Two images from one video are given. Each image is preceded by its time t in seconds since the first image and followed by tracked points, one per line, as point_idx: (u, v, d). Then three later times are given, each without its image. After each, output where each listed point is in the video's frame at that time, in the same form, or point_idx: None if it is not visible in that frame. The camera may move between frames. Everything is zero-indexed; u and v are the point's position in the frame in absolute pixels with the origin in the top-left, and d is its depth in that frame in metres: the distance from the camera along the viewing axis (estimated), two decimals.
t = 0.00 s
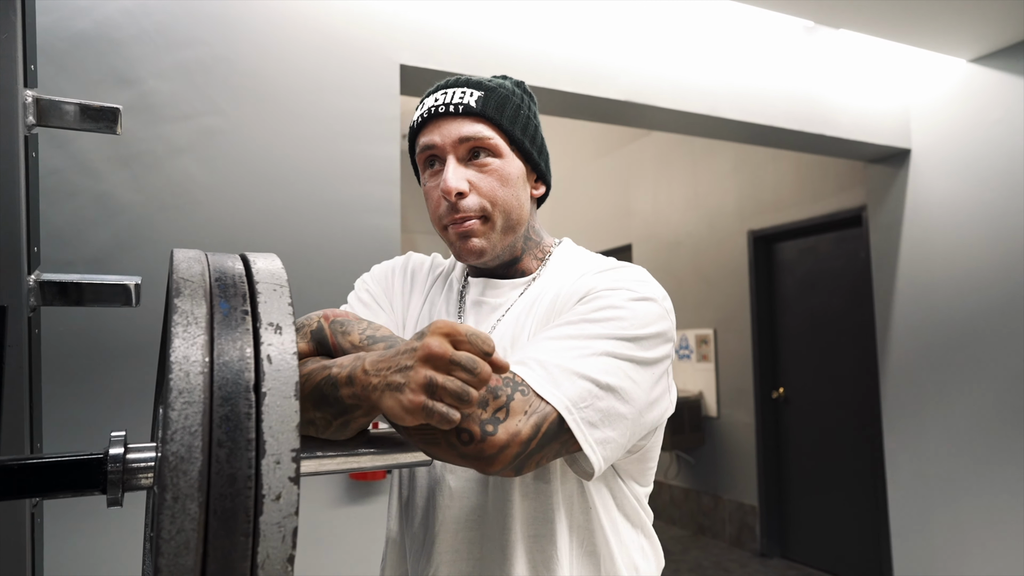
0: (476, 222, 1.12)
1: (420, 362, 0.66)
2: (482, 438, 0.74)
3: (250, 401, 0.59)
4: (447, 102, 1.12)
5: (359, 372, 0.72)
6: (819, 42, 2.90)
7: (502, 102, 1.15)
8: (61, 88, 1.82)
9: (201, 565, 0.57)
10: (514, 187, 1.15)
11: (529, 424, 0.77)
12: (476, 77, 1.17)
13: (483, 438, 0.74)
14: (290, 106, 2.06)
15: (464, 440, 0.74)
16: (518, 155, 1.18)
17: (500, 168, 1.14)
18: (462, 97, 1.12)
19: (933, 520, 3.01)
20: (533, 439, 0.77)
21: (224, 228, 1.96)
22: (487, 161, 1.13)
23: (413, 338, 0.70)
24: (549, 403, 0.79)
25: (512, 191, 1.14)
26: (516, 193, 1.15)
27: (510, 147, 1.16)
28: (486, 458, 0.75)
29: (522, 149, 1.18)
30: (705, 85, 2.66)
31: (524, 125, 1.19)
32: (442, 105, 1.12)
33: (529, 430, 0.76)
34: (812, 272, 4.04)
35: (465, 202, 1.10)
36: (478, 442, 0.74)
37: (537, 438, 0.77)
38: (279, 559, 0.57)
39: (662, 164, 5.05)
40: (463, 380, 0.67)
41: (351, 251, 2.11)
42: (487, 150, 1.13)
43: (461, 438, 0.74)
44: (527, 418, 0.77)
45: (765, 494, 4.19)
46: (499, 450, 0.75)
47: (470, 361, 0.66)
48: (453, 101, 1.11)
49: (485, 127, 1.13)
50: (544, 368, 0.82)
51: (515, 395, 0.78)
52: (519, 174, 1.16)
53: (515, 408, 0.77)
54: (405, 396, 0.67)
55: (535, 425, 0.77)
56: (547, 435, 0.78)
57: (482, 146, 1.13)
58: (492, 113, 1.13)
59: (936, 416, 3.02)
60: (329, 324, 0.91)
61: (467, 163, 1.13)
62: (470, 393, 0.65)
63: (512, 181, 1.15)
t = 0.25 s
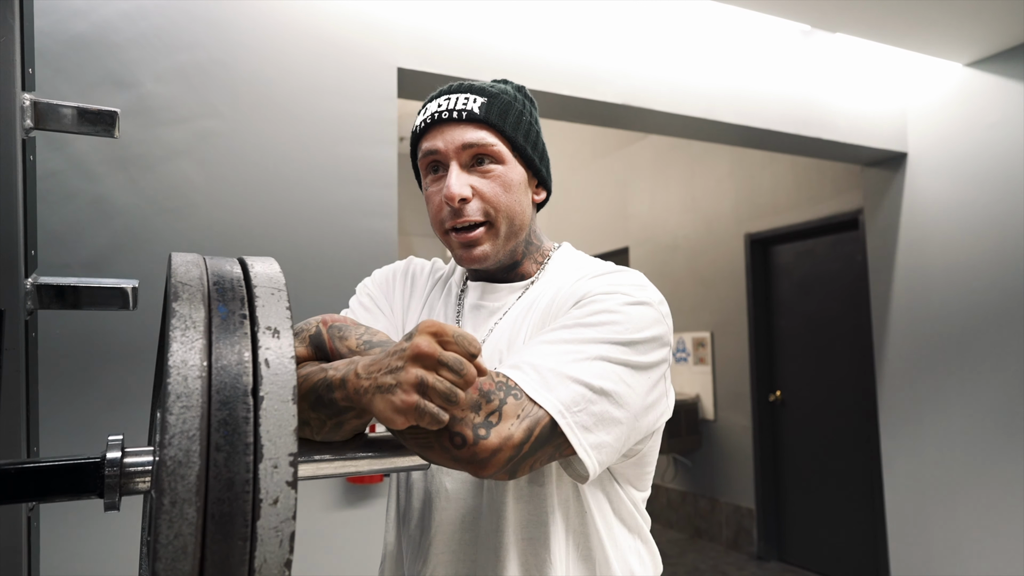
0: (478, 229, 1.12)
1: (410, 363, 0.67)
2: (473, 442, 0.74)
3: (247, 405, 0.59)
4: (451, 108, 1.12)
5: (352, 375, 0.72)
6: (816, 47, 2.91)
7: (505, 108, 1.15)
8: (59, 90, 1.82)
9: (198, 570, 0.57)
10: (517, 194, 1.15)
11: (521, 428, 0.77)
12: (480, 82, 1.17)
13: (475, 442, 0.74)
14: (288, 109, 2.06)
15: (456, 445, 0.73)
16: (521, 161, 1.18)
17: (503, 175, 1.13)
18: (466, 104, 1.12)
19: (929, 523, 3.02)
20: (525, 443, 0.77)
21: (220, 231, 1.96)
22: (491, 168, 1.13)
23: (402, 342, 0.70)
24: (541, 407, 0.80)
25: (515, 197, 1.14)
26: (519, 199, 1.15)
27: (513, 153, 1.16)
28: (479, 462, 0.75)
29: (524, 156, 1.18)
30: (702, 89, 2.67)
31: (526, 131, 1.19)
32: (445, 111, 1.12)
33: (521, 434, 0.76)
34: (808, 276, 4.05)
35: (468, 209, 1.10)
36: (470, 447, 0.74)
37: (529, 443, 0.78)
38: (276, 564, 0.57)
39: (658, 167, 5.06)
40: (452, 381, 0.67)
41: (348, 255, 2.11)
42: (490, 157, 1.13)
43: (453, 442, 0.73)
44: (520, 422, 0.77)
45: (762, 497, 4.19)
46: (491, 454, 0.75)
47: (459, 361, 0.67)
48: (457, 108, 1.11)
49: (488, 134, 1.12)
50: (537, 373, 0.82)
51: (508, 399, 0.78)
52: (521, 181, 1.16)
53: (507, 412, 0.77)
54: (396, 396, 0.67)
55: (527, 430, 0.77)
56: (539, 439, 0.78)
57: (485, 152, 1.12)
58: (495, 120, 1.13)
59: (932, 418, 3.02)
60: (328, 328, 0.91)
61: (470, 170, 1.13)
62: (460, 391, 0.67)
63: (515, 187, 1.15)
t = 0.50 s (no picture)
0: (482, 230, 1.11)
1: (417, 374, 0.67)
2: (478, 442, 0.74)
3: (250, 406, 0.59)
4: (453, 110, 1.12)
5: (353, 383, 0.72)
6: (815, 48, 2.92)
7: (508, 110, 1.14)
8: (59, 91, 1.81)
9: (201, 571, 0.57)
10: (520, 196, 1.15)
11: (525, 427, 0.77)
12: (482, 85, 1.17)
13: (479, 442, 0.74)
14: (288, 110, 2.06)
15: (460, 445, 0.73)
16: (523, 162, 1.18)
17: (506, 177, 1.13)
18: (469, 106, 1.12)
19: (929, 524, 3.02)
20: (528, 443, 0.77)
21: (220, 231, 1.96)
22: (494, 170, 1.13)
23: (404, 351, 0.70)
24: (545, 407, 0.79)
25: (518, 199, 1.14)
26: (522, 201, 1.15)
27: (516, 155, 1.16)
28: (483, 462, 0.74)
29: (527, 157, 1.18)
30: (702, 90, 2.67)
31: (529, 133, 1.19)
32: (448, 113, 1.12)
33: (525, 434, 0.77)
34: (808, 277, 4.05)
35: (471, 211, 1.10)
36: (474, 447, 0.74)
37: (532, 443, 0.78)
38: (279, 565, 0.57)
39: (658, 168, 5.06)
40: (457, 393, 0.68)
41: (349, 255, 2.11)
42: (493, 159, 1.13)
43: (457, 442, 0.73)
44: (523, 421, 0.77)
45: (762, 498, 4.19)
46: (495, 454, 0.75)
47: (465, 374, 0.68)
48: (459, 110, 1.11)
49: (491, 136, 1.12)
50: (540, 373, 0.82)
51: (511, 399, 0.78)
52: (524, 183, 1.16)
53: (510, 412, 0.77)
54: (402, 408, 0.67)
55: (530, 429, 0.77)
56: (542, 439, 0.78)
57: (489, 155, 1.12)
58: (499, 121, 1.13)
59: (932, 419, 3.03)
60: (327, 329, 0.91)
61: (473, 172, 1.13)
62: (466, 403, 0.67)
63: (518, 189, 1.15)
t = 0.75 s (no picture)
0: (488, 228, 1.11)
1: (423, 385, 0.67)
2: (486, 445, 0.73)
3: (253, 406, 0.59)
4: (461, 108, 1.11)
5: (359, 389, 0.71)
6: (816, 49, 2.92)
7: (516, 108, 1.14)
8: (58, 89, 1.81)
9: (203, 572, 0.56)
10: (526, 195, 1.14)
11: (533, 431, 0.77)
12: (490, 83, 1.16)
13: (487, 445, 0.73)
14: (288, 110, 2.06)
15: (468, 448, 0.72)
16: (530, 161, 1.18)
17: (513, 176, 1.13)
18: (477, 104, 1.11)
19: (928, 525, 3.02)
20: (536, 446, 0.77)
21: (219, 231, 1.95)
22: (501, 169, 1.13)
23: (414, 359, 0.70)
24: (553, 410, 0.79)
25: (525, 198, 1.14)
26: (528, 200, 1.15)
27: (523, 154, 1.16)
28: (490, 465, 0.74)
29: (533, 157, 1.18)
30: (703, 91, 2.67)
31: (536, 132, 1.19)
32: (456, 111, 1.11)
33: (533, 437, 0.76)
34: (808, 278, 4.05)
35: (479, 209, 1.09)
36: (483, 450, 0.73)
37: (540, 446, 0.77)
38: (282, 566, 0.57)
39: (658, 169, 5.05)
40: (462, 406, 0.68)
41: (349, 255, 2.10)
42: (501, 158, 1.13)
43: (466, 445, 0.72)
44: (531, 425, 0.77)
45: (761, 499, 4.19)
46: (503, 457, 0.74)
47: (471, 387, 0.68)
48: (468, 108, 1.11)
49: (499, 135, 1.12)
50: (548, 376, 0.82)
51: (519, 402, 0.77)
52: (530, 181, 1.16)
53: (518, 415, 0.76)
54: (405, 419, 0.67)
55: (538, 433, 0.77)
56: (550, 442, 0.78)
57: (496, 153, 1.12)
58: (507, 120, 1.12)
59: (932, 421, 3.02)
60: (332, 328, 0.91)
61: (481, 170, 1.12)
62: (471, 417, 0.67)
63: (525, 188, 1.15)
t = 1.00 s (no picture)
0: (488, 232, 1.11)
1: (415, 394, 0.67)
2: (489, 447, 0.73)
3: (257, 404, 0.58)
4: (462, 109, 1.10)
5: (356, 389, 0.71)
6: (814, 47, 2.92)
7: (517, 110, 1.13)
8: (54, 85, 1.79)
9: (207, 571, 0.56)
10: (527, 198, 1.14)
11: (536, 433, 0.76)
12: (491, 83, 1.15)
13: (489, 447, 0.73)
14: (286, 107, 2.05)
15: (471, 450, 0.72)
16: (532, 163, 1.17)
17: (514, 178, 1.12)
18: (478, 105, 1.10)
19: (923, 523, 3.03)
20: (539, 448, 0.76)
21: (216, 228, 1.94)
22: (502, 171, 1.12)
23: (410, 365, 0.70)
24: (556, 412, 0.79)
25: (525, 201, 1.14)
26: (529, 203, 1.15)
27: (524, 155, 1.15)
28: (492, 467, 0.74)
29: (535, 158, 1.17)
30: (701, 89, 2.67)
31: (537, 132, 1.18)
32: (456, 112, 1.10)
33: (536, 439, 0.76)
34: (805, 276, 4.06)
35: (479, 213, 1.09)
36: (485, 452, 0.73)
37: (543, 448, 0.77)
38: (286, 565, 0.56)
39: (655, 167, 5.05)
40: (453, 417, 0.67)
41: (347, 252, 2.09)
42: (502, 160, 1.12)
43: (467, 448, 0.72)
44: (534, 427, 0.76)
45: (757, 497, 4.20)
46: (505, 460, 0.74)
47: (464, 398, 0.67)
48: (469, 109, 1.10)
49: (500, 137, 1.11)
50: (550, 377, 0.81)
51: (522, 404, 0.77)
52: (531, 183, 1.15)
53: (521, 417, 0.76)
54: (396, 428, 0.66)
55: (541, 434, 0.77)
56: (553, 444, 0.78)
57: (497, 155, 1.11)
58: (508, 122, 1.11)
59: (927, 419, 3.03)
60: (333, 327, 0.90)
61: (481, 172, 1.12)
62: (462, 428, 0.66)
63: (525, 190, 1.14)
